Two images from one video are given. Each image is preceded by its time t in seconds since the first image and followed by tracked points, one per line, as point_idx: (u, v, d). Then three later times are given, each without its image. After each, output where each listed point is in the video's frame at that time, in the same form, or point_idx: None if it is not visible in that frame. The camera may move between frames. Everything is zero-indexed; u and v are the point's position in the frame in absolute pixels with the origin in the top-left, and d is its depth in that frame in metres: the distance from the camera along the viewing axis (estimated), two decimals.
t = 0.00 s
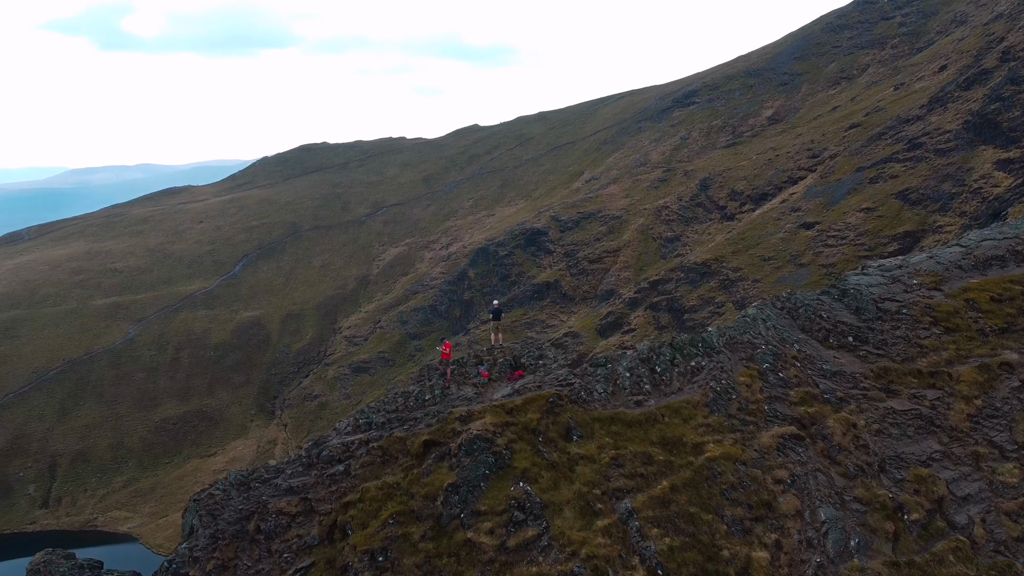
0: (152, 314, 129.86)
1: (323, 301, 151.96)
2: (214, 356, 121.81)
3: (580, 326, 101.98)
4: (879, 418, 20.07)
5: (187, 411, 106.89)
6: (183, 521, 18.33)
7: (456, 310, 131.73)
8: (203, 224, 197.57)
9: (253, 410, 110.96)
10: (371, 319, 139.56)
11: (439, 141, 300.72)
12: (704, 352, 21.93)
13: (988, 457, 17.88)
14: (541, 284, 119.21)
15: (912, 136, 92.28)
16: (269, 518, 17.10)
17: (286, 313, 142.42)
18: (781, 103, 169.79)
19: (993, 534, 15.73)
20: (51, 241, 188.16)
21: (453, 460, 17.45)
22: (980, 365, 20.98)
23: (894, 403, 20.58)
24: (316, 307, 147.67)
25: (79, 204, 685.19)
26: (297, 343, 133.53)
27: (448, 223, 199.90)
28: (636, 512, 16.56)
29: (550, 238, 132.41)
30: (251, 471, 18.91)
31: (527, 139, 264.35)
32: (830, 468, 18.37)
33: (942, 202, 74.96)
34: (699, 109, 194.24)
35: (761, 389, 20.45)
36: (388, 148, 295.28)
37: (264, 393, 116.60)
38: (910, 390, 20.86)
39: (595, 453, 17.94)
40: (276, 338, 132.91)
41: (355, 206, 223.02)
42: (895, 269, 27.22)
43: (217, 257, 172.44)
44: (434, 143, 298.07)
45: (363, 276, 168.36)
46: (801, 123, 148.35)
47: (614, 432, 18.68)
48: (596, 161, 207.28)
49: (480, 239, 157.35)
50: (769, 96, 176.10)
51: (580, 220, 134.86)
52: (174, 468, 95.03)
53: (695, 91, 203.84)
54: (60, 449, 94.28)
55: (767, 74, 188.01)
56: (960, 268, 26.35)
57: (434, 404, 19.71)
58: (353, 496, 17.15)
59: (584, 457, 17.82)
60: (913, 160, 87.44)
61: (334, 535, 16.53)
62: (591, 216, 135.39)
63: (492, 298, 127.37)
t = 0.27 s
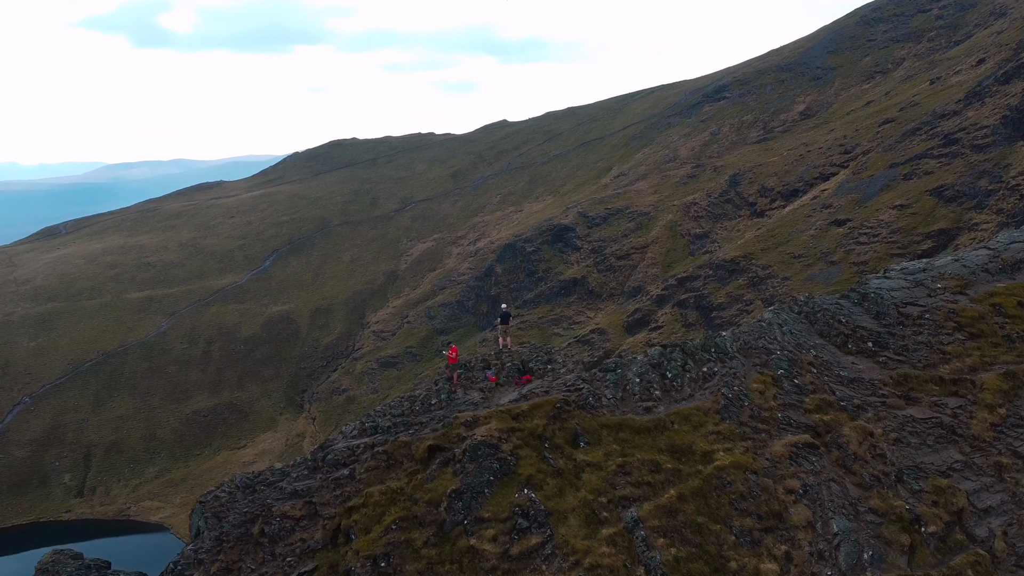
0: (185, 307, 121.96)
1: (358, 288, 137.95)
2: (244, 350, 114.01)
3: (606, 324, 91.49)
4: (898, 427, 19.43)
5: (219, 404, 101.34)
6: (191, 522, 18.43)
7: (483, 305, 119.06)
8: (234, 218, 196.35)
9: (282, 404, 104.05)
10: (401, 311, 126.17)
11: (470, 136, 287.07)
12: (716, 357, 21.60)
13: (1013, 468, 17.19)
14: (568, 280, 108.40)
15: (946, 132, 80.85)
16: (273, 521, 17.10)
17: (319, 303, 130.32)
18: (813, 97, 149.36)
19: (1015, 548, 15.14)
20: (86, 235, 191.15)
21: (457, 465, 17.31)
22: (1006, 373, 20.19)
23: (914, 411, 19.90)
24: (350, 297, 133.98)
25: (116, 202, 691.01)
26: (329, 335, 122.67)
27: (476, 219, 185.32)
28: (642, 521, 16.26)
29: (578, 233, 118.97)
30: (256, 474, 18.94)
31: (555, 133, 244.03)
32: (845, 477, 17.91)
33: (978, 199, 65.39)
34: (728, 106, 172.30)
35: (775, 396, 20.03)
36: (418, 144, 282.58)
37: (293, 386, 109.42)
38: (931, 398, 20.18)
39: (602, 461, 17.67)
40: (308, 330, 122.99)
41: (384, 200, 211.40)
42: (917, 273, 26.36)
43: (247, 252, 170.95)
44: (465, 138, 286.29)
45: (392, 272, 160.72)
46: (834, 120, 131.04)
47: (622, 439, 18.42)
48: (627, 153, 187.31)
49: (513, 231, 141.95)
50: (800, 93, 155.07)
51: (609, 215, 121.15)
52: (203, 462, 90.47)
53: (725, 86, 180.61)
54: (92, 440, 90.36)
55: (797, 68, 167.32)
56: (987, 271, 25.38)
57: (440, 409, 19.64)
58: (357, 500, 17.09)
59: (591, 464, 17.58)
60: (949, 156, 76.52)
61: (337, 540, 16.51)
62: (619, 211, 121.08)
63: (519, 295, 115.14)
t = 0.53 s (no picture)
0: (212, 299, 118.42)
1: (383, 280, 131.95)
2: (270, 341, 110.52)
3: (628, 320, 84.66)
4: (914, 432, 18.70)
5: (246, 395, 98.62)
6: (197, 521, 18.58)
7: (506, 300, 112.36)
8: (261, 210, 195.90)
9: (307, 396, 100.42)
10: (424, 305, 119.82)
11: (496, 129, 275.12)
12: (728, 360, 21.36)
13: None
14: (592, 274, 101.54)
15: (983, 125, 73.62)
16: (277, 521, 17.14)
17: (344, 295, 124.96)
18: (842, 91, 138.69)
19: None
20: (117, 227, 194.14)
21: (461, 468, 17.26)
22: None
23: (932, 416, 19.13)
24: (375, 290, 127.65)
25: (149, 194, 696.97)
26: (354, 328, 117.68)
27: (501, 213, 177.73)
28: (647, 526, 16.02)
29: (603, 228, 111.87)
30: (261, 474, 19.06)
31: (580, 126, 230.08)
32: (858, 483, 17.39)
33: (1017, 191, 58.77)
34: (757, 98, 161.92)
35: (788, 400, 19.66)
36: (444, 137, 273.74)
37: (319, 378, 105.70)
38: (950, 403, 19.34)
39: (608, 464, 17.49)
40: (334, 322, 118.43)
41: (409, 193, 205.51)
42: (938, 274, 25.44)
43: (274, 244, 170.19)
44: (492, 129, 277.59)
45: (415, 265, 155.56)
46: (864, 112, 121.60)
47: (629, 442, 18.21)
48: (654, 146, 175.61)
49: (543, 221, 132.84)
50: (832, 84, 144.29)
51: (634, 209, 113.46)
52: (230, 450, 88.50)
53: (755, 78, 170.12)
54: (122, 429, 88.75)
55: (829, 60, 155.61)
56: (1012, 270, 24.26)
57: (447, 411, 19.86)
58: (361, 501, 17.08)
59: (597, 468, 17.40)
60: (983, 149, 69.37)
61: (340, 540, 16.47)
62: (645, 206, 112.92)
63: (542, 291, 108.22)
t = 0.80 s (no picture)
0: (244, 288, 117.81)
1: (412, 270, 129.25)
2: (300, 331, 109.50)
3: (655, 313, 77.60)
4: (934, 438, 17.86)
5: (277, 383, 97.78)
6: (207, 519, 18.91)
7: (536, 290, 107.78)
8: (293, 201, 196.14)
9: (337, 385, 99.48)
10: (454, 296, 116.02)
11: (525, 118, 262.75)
12: (742, 361, 21.01)
13: None
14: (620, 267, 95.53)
15: None
16: (284, 519, 17.29)
17: (374, 285, 122.90)
18: (880, 79, 125.00)
19: None
20: (153, 217, 196.91)
21: (466, 469, 17.19)
22: None
23: (953, 421, 18.19)
24: (405, 280, 125.00)
25: (185, 184, 703.64)
26: (383, 318, 115.41)
27: (530, 203, 171.51)
28: (653, 531, 15.75)
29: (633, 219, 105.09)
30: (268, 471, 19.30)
31: (610, 116, 218.44)
32: (874, 489, 16.75)
33: None
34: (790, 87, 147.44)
35: (802, 404, 19.25)
36: (474, 127, 266.32)
37: (348, 367, 104.07)
38: (973, 407, 18.34)
39: (616, 467, 17.30)
40: (364, 312, 116.36)
41: (438, 184, 201.46)
42: (965, 273, 24.30)
43: (305, 234, 170.05)
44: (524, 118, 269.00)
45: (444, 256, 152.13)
46: (902, 102, 108.70)
47: (637, 445, 17.99)
48: (685, 136, 164.75)
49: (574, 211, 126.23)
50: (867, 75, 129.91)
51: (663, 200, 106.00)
52: (262, 438, 87.57)
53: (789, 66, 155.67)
54: (156, 415, 88.54)
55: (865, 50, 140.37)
56: None
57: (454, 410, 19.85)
58: (367, 501, 17.09)
59: (604, 471, 17.20)
60: None
61: (345, 540, 16.49)
62: (675, 198, 105.29)
63: (569, 283, 102.99)
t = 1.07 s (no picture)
0: (276, 276, 118.86)
1: (441, 260, 127.41)
2: (331, 319, 109.42)
3: (685, 304, 72.92)
4: (954, 443, 17.18)
5: (308, 371, 97.73)
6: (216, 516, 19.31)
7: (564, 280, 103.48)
8: (325, 190, 196.63)
9: (367, 372, 98.92)
10: (482, 286, 113.34)
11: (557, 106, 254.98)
12: (757, 362, 20.64)
13: None
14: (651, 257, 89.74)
15: None
16: (290, 516, 17.46)
17: (404, 275, 121.66)
18: (920, 67, 115.38)
19: None
20: (188, 206, 199.51)
21: (471, 470, 17.11)
22: None
23: (976, 425, 17.46)
24: (434, 271, 123.30)
25: (221, 173, 710.16)
26: (413, 308, 114.31)
27: (560, 193, 166.04)
28: (660, 535, 15.48)
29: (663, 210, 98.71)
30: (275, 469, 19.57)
31: (642, 105, 209.19)
32: (890, 495, 16.24)
33: None
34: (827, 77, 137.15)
35: (818, 407, 18.84)
36: (506, 116, 260.95)
37: (378, 356, 103.29)
38: (997, 411, 17.58)
39: (623, 469, 17.09)
40: (394, 301, 115.62)
41: (469, 172, 198.03)
42: (994, 273, 23.37)
43: (337, 223, 170.26)
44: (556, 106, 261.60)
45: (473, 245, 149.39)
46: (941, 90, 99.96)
47: (645, 447, 17.77)
48: (719, 125, 155.43)
49: (606, 201, 121.67)
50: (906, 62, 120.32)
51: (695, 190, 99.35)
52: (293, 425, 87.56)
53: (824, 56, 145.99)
54: (190, 400, 89.23)
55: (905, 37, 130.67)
56: None
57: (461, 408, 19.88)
58: (372, 499, 17.09)
59: (611, 473, 17.00)
60: None
61: (351, 537, 16.53)
62: (706, 187, 98.90)
63: (598, 274, 97.43)
